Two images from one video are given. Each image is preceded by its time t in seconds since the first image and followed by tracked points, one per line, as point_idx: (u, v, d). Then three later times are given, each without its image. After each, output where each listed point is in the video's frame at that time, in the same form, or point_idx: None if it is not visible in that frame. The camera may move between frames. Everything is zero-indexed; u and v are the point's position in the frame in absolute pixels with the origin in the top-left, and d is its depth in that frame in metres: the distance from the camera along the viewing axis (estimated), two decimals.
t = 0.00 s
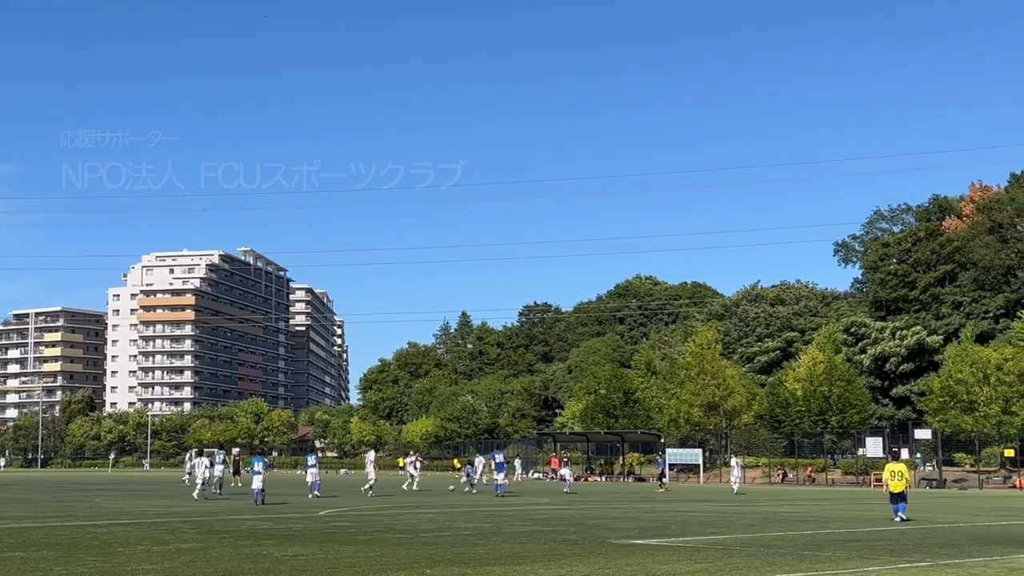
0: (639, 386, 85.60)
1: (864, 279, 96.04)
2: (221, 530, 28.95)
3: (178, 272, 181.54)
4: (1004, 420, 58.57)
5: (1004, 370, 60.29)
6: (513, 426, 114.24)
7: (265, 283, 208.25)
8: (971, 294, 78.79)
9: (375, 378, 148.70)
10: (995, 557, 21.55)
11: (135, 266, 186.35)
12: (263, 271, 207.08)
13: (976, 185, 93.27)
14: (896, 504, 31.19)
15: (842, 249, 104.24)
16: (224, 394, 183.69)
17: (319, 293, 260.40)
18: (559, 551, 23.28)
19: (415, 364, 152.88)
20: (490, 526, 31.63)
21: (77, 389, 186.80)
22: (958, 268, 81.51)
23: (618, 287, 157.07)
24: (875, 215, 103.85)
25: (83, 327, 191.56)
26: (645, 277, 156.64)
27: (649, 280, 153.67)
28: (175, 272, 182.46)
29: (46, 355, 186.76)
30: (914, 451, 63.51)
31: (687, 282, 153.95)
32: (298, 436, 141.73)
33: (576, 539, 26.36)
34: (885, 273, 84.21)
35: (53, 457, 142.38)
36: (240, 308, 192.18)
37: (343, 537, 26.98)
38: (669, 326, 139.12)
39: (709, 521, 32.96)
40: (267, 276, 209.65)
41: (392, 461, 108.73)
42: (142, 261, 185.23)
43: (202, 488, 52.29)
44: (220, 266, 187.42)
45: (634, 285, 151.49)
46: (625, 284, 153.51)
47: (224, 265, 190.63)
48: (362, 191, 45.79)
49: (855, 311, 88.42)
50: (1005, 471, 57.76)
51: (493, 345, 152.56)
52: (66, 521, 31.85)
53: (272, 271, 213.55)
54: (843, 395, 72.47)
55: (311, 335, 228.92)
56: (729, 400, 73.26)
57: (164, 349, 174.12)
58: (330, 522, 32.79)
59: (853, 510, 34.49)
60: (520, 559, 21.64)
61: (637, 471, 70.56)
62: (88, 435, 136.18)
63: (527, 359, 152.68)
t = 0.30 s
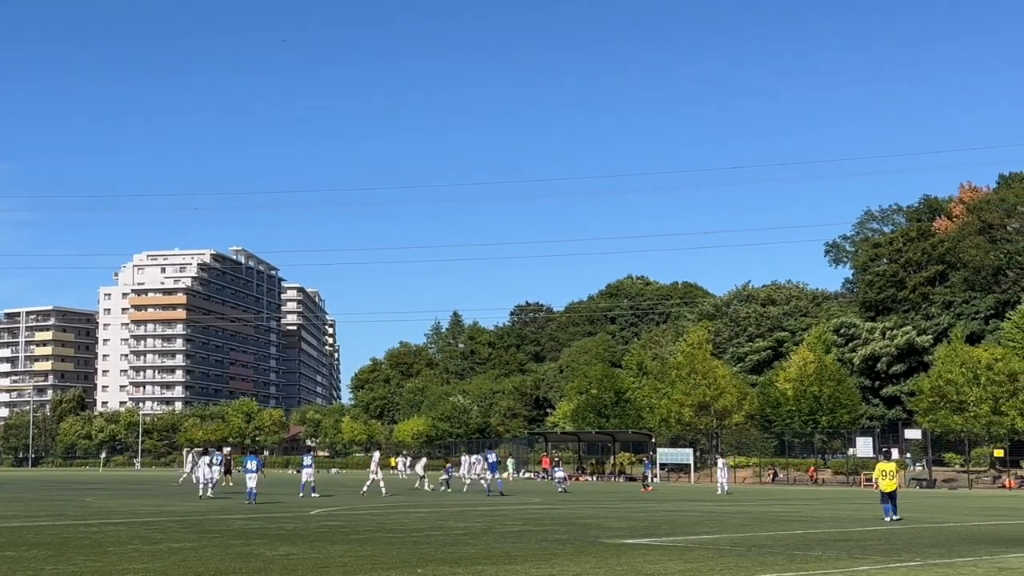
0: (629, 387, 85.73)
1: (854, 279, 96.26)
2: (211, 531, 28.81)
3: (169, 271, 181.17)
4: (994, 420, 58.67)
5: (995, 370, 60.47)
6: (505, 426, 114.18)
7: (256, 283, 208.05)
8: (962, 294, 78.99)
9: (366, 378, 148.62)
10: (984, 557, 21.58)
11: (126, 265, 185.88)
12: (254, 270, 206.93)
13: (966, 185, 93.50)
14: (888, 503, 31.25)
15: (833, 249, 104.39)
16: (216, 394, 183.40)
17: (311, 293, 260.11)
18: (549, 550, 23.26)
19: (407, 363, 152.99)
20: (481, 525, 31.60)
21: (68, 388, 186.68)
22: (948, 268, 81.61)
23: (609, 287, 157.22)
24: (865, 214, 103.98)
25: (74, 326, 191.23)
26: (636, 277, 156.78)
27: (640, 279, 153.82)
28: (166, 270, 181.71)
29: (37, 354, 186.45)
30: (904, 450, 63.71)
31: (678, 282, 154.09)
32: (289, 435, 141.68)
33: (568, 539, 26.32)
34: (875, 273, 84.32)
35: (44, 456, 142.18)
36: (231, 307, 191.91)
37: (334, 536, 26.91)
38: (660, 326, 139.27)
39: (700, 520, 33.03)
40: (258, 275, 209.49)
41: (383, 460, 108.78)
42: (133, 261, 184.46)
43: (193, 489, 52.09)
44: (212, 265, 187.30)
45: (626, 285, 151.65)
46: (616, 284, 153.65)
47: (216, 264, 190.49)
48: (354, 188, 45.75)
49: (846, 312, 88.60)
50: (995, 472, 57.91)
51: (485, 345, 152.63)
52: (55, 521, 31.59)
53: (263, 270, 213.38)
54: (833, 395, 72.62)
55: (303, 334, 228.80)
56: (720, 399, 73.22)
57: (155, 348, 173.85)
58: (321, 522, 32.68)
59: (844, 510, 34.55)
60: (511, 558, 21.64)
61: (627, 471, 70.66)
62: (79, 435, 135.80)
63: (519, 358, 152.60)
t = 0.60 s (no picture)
0: (624, 387, 85.77)
1: (848, 279, 96.39)
2: (205, 531, 28.83)
3: (164, 271, 181.35)
4: (988, 421, 58.70)
5: (988, 371, 60.46)
6: (499, 426, 114.02)
7: (251, 282, 208.07)
8: (955, 295, 79.08)
9: (360, 378, 148.75)
10: (978, 557, 21.69)
11: (121, 265, 185.65)
12: (249, 269, 206.86)
13: (960, 187, 93.57)
14: (883, 504, 31.29)
15: (827, 250, 104.45)
16: (210, 393, 183.34)
17: (306, 292, 260.10)
18: (543, 550, 23.26)
19: (401, 363, 153.03)
20: (475, 525, 31.68)
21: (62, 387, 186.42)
22: (942, 269, 81.69)
23: (603, 287, 157.23)
24: (859, 215, 104.05)
25: (68, 326, 190.98)
26: (631, 277, 156.81)
27: (635, 280, 153.77)
28: (161, 270, 181.72)
29: (32, 354, 186.27)
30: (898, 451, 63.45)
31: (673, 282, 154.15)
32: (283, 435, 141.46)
33: (562, 540, 26.38)
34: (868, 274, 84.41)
35: (38, 456, 142.06)
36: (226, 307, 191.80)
37: (328, 537, 26.94)
38: (655, 326, 139.25)
39: (694, 521, 33.09)
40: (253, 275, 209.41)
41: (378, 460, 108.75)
42: (128, 260, 184.32)
43: (186, 489, 52.09)
44: (207, 265, 187.21)
45: (620, 285, 151.63)
46: (611, 284, 153.65)
47: (210, 263, 190.37)
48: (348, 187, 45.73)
49: (840, 313, 88.56)
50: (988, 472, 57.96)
51: (479, 345, 152.33)
52: (48, 520, 31.54)
53: (258, 270, 213.30)
54: (827, 396, 72.65)
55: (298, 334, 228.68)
56: (714, 400, 73.17)
57: (150, 348, 173.66)
58: (316, 523, 32.70)
59: (838, 510, 34.61)
60: (505, 558, 21.68)
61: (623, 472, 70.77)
62: (73, 435, 135.59)
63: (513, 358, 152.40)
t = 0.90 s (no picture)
0: (621, 387, 85.72)
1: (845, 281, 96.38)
2: (202, 531, 28.96)
3: (161, 272, 180.17)
4: (984, 422, 58.86)
5: (985, 372, 60.46)
6: (496, 427, 113.92)
7: (249, 283, 208.08)
8: (953, 298, 79.15)
9: (357, 379, 148.91)
10: (975, 558, 21.85)
11: (118, 265, 185.35)
12: (246, 270, 206.77)
13: (957, 189, 93.49)
14: (881, 505, 31.34)
15: (824, 252, 104.42)
16: (207, 394, 183.33)
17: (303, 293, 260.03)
18: (540, 552, 23.37)
19: (398, 364, 153.15)
20: (473, 526, 31.76)
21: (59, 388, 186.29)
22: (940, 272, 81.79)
23: (600, 288, 157.18)
24: (856, 217, 104.01)
25: (65, 326, 190.89)
26: (628, 278, 156.80)
27: (632, 281, 153.80)
28: (158, 271, 180.55)
29: (29, 355, 186.17)
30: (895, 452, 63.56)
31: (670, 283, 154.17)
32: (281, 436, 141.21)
33: (559, 540, 26.50)
34: (864, 276, 84.52)
35: (36, 456, 142.04)
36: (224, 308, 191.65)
37: (325, 537, 27.07)
38: (653, 327, 139.26)
39: (691, 522, 33.17)
40: (250, 276, 209.32)
41: (376, 460, 108.78)
42: (126, 262, 183.78)
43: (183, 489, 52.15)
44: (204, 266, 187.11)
45: (618, 286, 151.57)
46: (608, 285, 153.56)
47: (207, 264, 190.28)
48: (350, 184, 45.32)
49: (837, 314, 88.43)
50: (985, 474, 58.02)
51: (477, 346, 152.12)
52: (45, 521, 31.60)
53: (256, 270, 213.23)
54: (824, 397, 72.67)
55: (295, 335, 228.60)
56: (710, 401, 73.07)
57: (147, 348, 173.57)
58: (313, 524, 32.78)
59: (835, 511, 34.66)
60: (503, 559, 21.81)
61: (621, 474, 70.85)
62: (70, 435, 135.36)
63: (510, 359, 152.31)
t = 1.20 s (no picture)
0: (621, 389, 85.78)
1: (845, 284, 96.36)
2: (203, 531, 29.03)
3: (161, 273, 180.79)
4: (984, 425, 58.97)
5: (985, 376, 60.38)
6: (496, 428, 114.13)
7: (248, 284, 208.15)
8: (953, 300, 79.17)
9: (358, 380, 149.27)
10: (975, 561, 21.83)
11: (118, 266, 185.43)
12: (246, 271, 206.79)
13: (957, 192, 93.48)
14: (881, 508, 31.29)
15: (824, 254, 104.46)
16: (206, 395, 183.31)
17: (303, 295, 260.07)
18: (539, 554, 23.37)
19: (398, 365, 153.36)
20: (472, 527, 31.79)
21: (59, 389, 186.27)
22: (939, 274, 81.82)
23: (600, 290, 157.07)
24: (856, 219, 104.01)
25: (65, 327, 190.98)
26: (627, 279, 156.69)
27: (632, 283, 153.70)
28: (158, 272, 181.38)
29: (29, 355, 186.26)
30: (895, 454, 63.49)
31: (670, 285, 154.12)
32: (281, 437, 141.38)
33: (559, 542, 26.51)
34: (864, 279, 84.64)
35: (36, 456, 142.06)
36: (223, 309, 191.63)
37: (325, 538, 27.14)
38: (653, 329, 139.38)
39: (690, 524, 33.14)
40: (250, 277, 209.40)
41: (375, 461, 108.85)
42: (125, 261, 184.10)
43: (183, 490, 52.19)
44: (204, 267, 187.12)
45: (617, 288, 151.53)
46: (608, 287, 153.47)
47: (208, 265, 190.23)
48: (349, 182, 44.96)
49: (837, 316, 88.39)
50: (985, 476, 57.86)
51: (477, 347, 152.21)
52: (45, 522, 31.67)
53: (255, 271, 213.28)
54: (824, 399, 72.71)
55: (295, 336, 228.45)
56: (710, 404, 73.39)
57: (146, 350, 173.50)
58: (312, 525, 32.78)
59: (835, 514, 34.60)
60: (502, 561, 21.84)
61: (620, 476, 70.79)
62: (70, 436, 135.50)
63: (510, 361, 152.33)
